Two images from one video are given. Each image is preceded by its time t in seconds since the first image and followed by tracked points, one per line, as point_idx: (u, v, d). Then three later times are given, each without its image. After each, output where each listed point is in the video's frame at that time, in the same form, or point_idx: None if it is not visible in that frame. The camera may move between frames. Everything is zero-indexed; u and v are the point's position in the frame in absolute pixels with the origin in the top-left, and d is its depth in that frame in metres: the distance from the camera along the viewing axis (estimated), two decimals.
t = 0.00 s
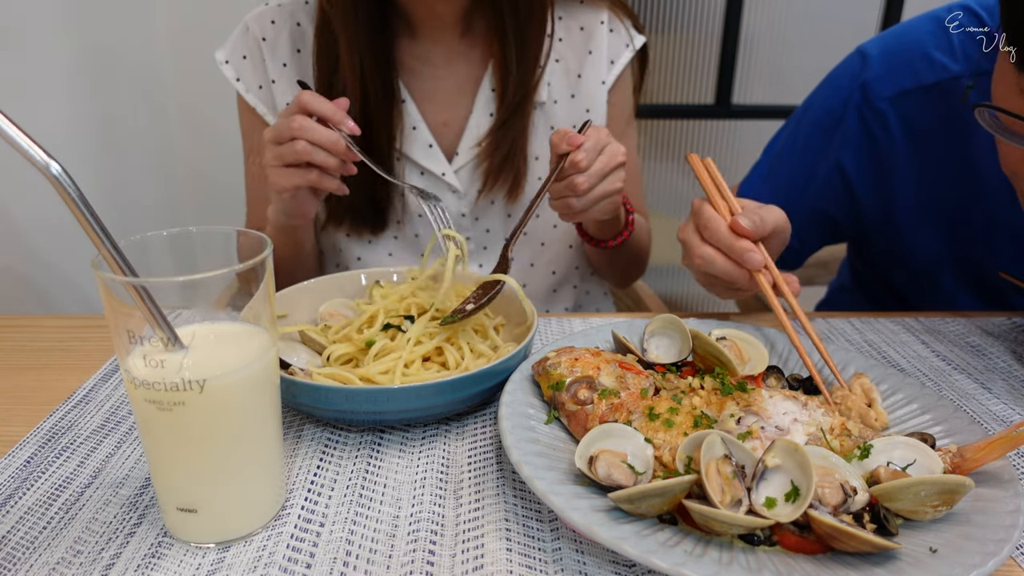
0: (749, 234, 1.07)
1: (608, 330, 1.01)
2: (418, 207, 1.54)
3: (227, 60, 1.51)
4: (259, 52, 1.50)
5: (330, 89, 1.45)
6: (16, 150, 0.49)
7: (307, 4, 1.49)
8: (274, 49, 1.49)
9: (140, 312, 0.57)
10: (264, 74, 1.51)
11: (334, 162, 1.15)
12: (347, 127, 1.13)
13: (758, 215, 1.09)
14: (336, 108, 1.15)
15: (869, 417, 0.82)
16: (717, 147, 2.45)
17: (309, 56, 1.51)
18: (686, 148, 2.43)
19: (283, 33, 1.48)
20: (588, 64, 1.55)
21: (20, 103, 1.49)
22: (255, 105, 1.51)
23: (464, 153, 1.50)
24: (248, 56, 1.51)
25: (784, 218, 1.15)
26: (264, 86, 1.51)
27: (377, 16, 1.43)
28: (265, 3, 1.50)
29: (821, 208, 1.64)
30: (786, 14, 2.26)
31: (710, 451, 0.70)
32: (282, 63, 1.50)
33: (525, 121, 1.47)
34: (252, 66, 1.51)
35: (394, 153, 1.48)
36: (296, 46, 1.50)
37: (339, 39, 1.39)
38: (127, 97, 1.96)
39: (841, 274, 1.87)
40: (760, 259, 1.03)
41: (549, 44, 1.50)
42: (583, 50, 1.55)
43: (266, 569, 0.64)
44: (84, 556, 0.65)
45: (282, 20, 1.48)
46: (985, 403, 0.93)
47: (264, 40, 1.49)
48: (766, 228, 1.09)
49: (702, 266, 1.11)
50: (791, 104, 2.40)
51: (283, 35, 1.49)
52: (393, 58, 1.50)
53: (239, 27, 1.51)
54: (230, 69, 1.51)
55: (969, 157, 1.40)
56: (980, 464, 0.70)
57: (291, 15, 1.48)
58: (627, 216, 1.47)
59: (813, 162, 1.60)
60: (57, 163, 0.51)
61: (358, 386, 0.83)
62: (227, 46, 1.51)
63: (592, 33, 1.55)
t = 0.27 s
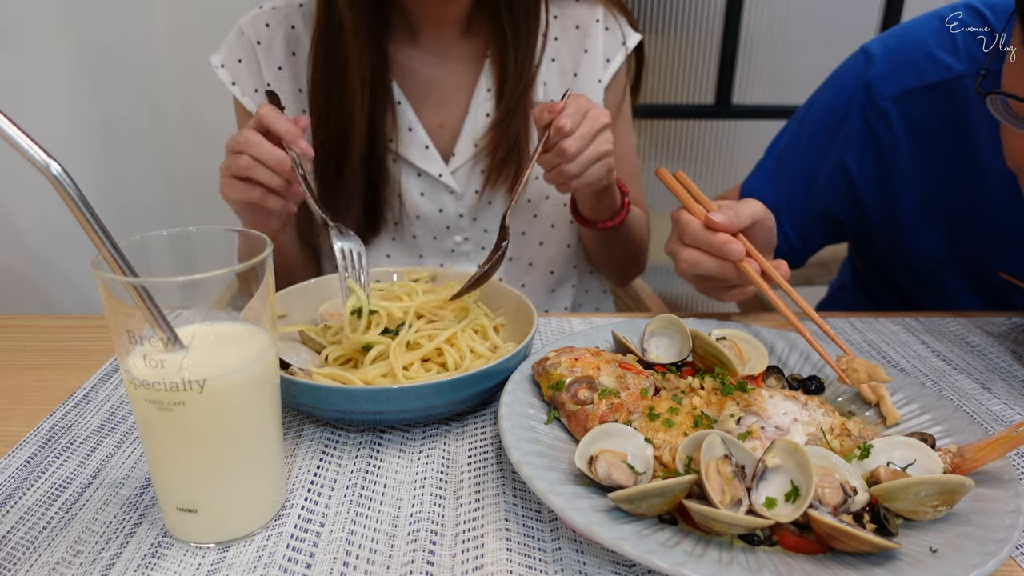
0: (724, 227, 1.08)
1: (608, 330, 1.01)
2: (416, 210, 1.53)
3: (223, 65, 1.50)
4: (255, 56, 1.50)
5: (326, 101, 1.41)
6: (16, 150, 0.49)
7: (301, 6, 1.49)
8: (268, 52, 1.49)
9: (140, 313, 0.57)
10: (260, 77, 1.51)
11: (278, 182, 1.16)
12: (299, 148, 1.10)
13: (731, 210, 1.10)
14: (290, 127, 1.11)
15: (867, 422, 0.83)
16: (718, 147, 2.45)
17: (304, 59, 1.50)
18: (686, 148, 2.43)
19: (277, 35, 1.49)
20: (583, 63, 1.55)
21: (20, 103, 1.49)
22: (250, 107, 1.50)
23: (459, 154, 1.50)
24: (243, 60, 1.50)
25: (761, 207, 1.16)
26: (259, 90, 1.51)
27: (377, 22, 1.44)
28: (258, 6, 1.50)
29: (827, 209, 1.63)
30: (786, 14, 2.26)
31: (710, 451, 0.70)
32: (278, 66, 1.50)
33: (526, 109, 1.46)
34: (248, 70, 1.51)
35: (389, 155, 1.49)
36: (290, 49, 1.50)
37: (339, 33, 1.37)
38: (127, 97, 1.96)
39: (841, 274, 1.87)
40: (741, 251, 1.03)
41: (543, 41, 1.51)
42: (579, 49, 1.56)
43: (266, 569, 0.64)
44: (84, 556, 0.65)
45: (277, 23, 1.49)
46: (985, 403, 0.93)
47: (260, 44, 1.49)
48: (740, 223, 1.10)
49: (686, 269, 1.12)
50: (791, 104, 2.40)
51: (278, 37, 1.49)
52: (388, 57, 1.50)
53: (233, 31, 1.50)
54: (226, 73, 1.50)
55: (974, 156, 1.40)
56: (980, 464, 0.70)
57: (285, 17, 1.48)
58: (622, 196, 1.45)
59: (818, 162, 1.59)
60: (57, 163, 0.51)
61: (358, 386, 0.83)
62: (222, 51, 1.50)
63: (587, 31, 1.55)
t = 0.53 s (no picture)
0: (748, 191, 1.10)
1: (607, 330, 1.01)
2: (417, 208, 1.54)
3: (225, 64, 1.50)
4: (258, 55, 1.50)
5: (331, 92, 1.42)
6: (16, 150, 0.49)
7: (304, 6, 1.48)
8: (272, 52, 1.49)
9: (140, 312, 0.57)
10: (262, 75, 1.51)
11: (334, 191, 1.16)
12: (350, 154, 1.13)
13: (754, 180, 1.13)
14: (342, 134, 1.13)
15: (865, 421, 0.83)
16: (718, 147, 2.45)
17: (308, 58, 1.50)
18: (686, 148, 2.43)
19: (281, 35, 1.48)
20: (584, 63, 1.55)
21: (20, 103, 1.49)
22: (254, 107, 1.51)
23: (462, 153, 1.50)
24: (246, 59, 1.51)
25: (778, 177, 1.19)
26: (261, 88, 1.52)
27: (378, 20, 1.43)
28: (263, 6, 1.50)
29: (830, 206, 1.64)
30: (786, 14, 2.26)
31: (710, 451, 0.70)
32: (281, 66, 1.50)
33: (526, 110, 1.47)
34: (251, 69, 1.51)
35: (391, 153, 1.49)
36: (294, 49, 1.49)
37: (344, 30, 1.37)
38: (127, 96, 1.96)
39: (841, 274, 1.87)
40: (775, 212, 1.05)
41: (544, 42, 1.51)
42: (579, 49, 1.55)
43: (266, 569, 0.64)
44: (84, 556, 0.65)
45: (280, 22, 1.48)
46: (985, 403, 0.93)
47: (263, 43, 1.49)
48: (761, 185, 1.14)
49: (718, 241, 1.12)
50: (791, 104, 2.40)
51: (281, 37, 1.48)
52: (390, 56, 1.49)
53: (236, 30, 1.50)
54: (228, 72, 1.51)
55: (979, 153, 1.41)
56: (980, 465, 0.70)
57: (288, 17, 1.48)
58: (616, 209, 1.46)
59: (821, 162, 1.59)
60: (57, 163, 0.51)
61: (358, 386, 0.83)
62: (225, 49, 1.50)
63: (588, 31, 1.55)
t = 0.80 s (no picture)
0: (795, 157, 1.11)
1: (608, 330, 1.01)
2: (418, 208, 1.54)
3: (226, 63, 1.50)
4: (259, 55, 1.50)
5: (331, 94, 1.42)
6: (16, 150, 0.49)
7: (306, 6, 1.49)
8: (274, 51, 1.49)
9: (140, 312, 0.57)
10: (264, 75, 1.50)
11: (306, 221, 1.15)
12: (328, 186, 1.09)
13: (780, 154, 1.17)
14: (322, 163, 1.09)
15: (865, 421, 0.83)
16: (718, 147, 2.45)
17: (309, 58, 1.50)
18: (686, 148, 2.43)
19: (283, 34, 1.48)
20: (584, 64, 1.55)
21: (20, 103, 1.49)
22: (256, 106, 1.51)
23: (462, 153, 1.50)
24: (247, 58, 1.50)
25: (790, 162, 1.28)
26: (263, 87, 1.51)
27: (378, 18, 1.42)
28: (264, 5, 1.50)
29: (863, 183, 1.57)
30: (786, 13, 2.26)
31: (710, 451, 0.70)
32: (283, 66, 1.50)
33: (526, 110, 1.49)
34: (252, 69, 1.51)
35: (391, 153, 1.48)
36: (296, 49, 1.49)
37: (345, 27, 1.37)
38: (127, 96, 1.96)
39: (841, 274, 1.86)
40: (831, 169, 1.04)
41: (545, 43, 1.51)
42: (579, 49, 1.55)
43: (266, 569, 0.64)
44: (84, 556, 0.65)
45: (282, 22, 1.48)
46: (985, 403, 0.93)
47: (265, 42, 1.49)
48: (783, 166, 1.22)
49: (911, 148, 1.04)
50: (791, 104, 2.40)
51: (283, 37, 1.49)
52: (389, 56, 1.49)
53: (238, 29, 1.50)
54: (230, 72, 1.50)
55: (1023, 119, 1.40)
56: (980, 464, 0.70)
57: (290, 17, 1.48)
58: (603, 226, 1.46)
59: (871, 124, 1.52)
60: (57, 163, 0.51)
61: (358, 386, 0.83)
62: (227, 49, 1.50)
63: (587, 32, 1.55)
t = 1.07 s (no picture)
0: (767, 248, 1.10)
1: (608, 330, 1.01)
2: (417, 210, 1.54)
3: (223, 65, 1.50)
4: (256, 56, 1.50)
5: (327, 89, 1.43)
6: (16, 150, 0.49)
7: (302, 6, 1.49)
8: (271, 52, 1.49)
9: (140, 312, 0.57)
10: (261, 77, 1.50)
11: (333, 227, 1.16)
12: (352, 189, 1.11)
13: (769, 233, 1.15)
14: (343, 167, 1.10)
15: (864, 421, 0.83)
16: (718, 147, 2.45)
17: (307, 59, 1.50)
18: (686, 148, 2.43)
19: (280, 35, 1.49)
20: (585, 65, 1.55)
21: (20, 103, 1.49)
22: (254, 109, 1.51)
23: (462, 155, 1.50)
24: (244, 61, 1.50)
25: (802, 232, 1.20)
26: (260, 90, 1.51)
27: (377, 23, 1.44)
28: (261, 6, 1.51)
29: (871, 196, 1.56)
30: (786, 14, 2.26)
31: (710, 452, 0.70)
32: (280, 67, 1.49)
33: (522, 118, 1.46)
34: (249, 71, 1.51)
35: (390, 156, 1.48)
36: (293, 50, 1.49)
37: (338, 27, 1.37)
38: (127, 97, 1.96)
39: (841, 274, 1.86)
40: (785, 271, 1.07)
41: (546, 46, 1.50)
42: (580, 50, 1.55)
43: (266, 569, 0.64)
44: (84, 556, 0.65)
45: (279, 23, 1.49)
46: (985, 403, 0.93)
47: (262, 44, 1.49)
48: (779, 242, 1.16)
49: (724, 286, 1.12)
50: (791, 104, 2.40)
51: (280, 38, 1.49)
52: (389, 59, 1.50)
53: (234, 30, 1.50)
54: (227, 73, 1.50)
55: None
56: (980, 465, 0.70)
57: (287, 18, 1.49)
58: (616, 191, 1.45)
59: (874, 144, 1.54)
60: (57, 163, 0.51)
61: (358, 386, 0.83)
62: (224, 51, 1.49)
63: (588, 34, 1.55)
